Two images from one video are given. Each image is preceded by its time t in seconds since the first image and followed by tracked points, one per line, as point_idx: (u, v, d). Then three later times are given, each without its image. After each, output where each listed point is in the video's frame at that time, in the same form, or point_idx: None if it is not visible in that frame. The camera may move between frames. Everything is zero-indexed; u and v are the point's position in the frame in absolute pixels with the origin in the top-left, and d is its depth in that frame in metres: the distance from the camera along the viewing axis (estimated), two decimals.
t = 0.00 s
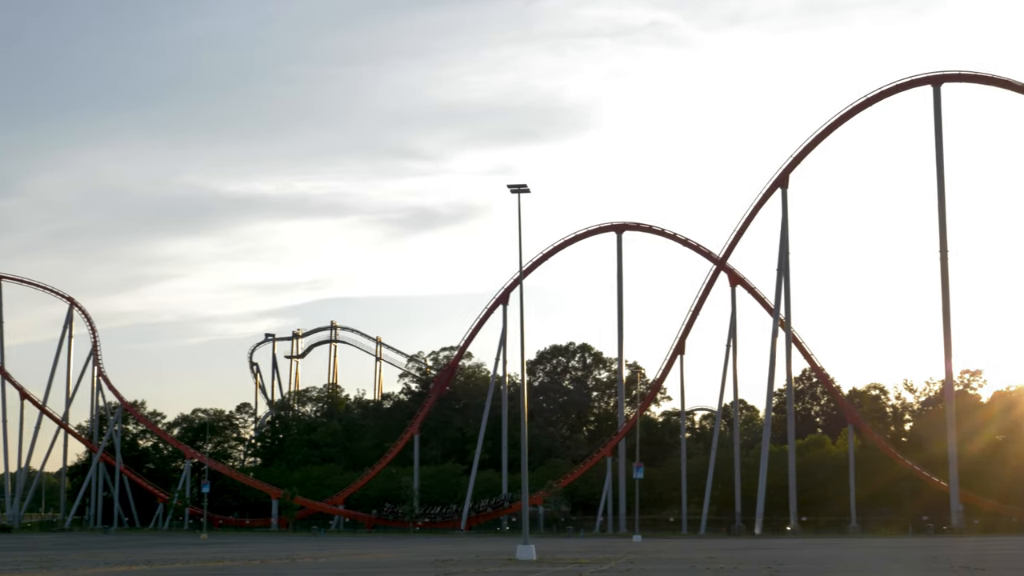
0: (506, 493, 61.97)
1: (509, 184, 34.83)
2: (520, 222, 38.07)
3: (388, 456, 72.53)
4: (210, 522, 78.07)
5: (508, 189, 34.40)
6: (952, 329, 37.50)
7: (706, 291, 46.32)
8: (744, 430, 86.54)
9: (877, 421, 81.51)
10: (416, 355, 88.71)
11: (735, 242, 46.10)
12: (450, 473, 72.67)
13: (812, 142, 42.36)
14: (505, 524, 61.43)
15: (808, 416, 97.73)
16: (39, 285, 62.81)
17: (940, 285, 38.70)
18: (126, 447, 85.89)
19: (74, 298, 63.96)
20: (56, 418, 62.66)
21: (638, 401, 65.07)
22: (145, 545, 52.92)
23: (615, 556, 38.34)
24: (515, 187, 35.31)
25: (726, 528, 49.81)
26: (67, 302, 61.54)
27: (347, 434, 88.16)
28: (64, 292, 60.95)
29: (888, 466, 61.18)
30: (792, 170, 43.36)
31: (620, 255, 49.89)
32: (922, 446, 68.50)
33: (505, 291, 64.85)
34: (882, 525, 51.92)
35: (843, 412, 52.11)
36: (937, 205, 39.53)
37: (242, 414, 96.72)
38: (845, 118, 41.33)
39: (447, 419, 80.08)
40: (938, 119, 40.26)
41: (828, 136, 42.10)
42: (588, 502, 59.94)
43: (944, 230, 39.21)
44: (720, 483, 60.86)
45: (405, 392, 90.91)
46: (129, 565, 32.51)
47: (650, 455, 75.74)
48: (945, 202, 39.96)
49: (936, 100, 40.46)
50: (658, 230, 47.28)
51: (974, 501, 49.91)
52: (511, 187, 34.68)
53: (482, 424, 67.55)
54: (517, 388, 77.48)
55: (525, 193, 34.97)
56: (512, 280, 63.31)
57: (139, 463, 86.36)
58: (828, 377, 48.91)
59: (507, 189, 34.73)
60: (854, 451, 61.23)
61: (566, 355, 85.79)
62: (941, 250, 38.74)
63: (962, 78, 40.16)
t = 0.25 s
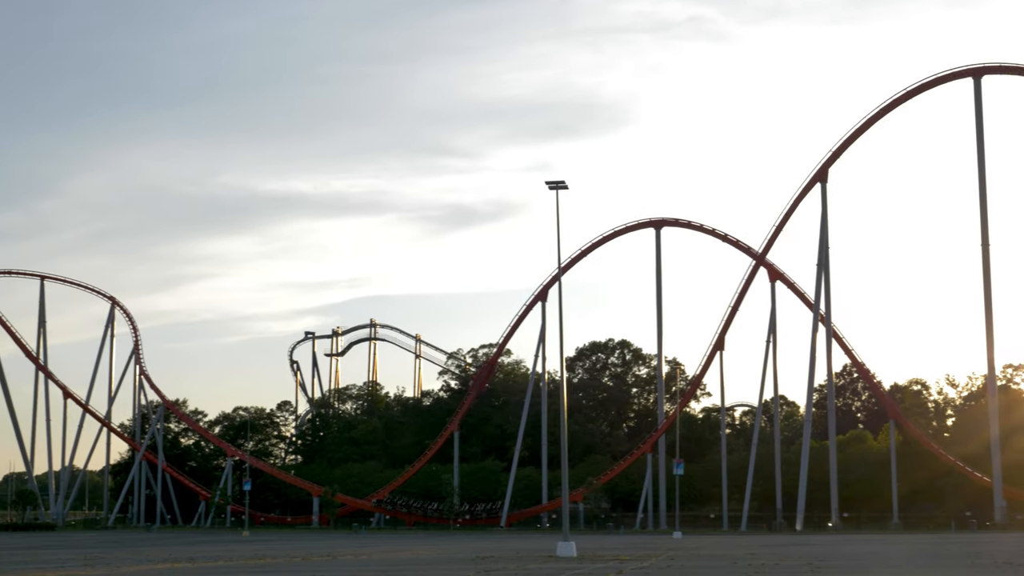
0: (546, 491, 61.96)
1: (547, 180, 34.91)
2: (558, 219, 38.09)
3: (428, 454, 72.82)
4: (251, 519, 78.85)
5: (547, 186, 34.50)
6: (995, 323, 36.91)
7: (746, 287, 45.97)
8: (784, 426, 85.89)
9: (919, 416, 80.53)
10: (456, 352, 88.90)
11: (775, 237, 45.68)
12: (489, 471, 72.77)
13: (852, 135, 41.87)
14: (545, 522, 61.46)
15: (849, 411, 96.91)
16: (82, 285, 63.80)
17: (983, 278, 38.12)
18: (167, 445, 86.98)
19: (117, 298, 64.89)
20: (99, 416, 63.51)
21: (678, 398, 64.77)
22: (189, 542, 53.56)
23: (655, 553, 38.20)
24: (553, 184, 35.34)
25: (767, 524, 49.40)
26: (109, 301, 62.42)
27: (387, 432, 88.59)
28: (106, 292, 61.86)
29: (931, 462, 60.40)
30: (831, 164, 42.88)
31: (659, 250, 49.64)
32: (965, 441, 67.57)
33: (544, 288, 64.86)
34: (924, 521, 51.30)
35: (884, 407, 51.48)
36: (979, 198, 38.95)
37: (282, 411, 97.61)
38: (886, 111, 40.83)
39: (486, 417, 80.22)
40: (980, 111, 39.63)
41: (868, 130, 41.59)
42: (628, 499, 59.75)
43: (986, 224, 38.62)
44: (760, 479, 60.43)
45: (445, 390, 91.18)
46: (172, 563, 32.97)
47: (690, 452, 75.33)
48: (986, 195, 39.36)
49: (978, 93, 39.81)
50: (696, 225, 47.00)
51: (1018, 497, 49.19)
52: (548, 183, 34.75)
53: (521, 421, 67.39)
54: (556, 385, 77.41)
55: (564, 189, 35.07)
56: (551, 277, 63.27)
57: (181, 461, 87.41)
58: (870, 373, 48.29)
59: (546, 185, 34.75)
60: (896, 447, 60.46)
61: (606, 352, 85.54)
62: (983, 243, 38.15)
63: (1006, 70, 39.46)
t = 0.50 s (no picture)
0: (589, 488, 61.89)
1: (589, 178, 34.85)
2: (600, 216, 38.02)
3: (470, 451, 73.02)
4: (295, 517, 79.58)
5: (588, 183, 34.44)
6: None
7: (788, 283, 45.59)
8: (827, 421, 85.14)
9: (965, 412, 79.41)
10: (497, 349, 89.02)
11: (818, 232, 45.25)
12: (531, 468, 72.76)
13: (896, 129, 41.35)
14: (588, 518, 61.42)
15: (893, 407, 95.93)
16: (127, 285, 64.79)
17: None
18: (211, 443, 88.06)
19: (161, 297, 65.82)
20: (144, 414, 64.49)
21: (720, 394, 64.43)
22: (234, 539, 54.15)
23: (699, 550, 38.02)
24: (594, 181, 35.30)
25: (811, 521, 48.94)
26: (153, 300, 63.32)
27: (430, 429, 88.96)
28: (150, 292, 62.75)
29: (977, 458, 59.55)
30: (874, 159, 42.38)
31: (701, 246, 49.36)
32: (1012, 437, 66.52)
33: (586, 285, 64.75)
34: (970, 517, 50.60)
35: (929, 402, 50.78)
36: None
37: (326, 409, 98.42)
38: (930, 103, 40.26)
39: (528, 414, 80.30)
40: None
41: (912, 123, 41.05)
42: (671, 496, 59.51)
43: None
44: (804, 476, 59.92)
45: (487, 387, 91.37)
46: (218, 560, 33.39)
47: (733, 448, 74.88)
48: None
49: None
50: (738, 221, 46.66)
51: None
52: (590, 180, 34.69)
53: (564, 418, 67.23)
54: (598, 381, 77.32)
55: (605, 186, 35.00)
56: (593, 273, 63.12)
57: (225, 459, 88.41)
58: (915, 368, 47.66)
59: (588, 183, 34.67)
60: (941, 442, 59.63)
61: (648, 348, 85.27)
62: None
63: None
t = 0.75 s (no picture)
0: (626, 485, 61.82)
1: (626, 174, 34.74)
2: (636, 213, 37.89)
3: (507, 448, 73.15)
4: (333, 514, 80.16)
5: (625, 180, 34.32)
6: None
7: (826, 278, 45.17)
8: (866, 418, 84.33)
9: (1006, 407, 78.32)
10: (534, 346, 88.90)
11: (856, 227, 44.79)
12: (569, 464, 72.65)
13: (935, 122, 40.81)
14: (626, 515, 61.37)
15: (933, 403, 94.87)
16: (165, 284, 65.61)
17: None
18: (250, 440, 88.88)
19: (198, 295, 66.58)
20: (182, 411, 65.30)
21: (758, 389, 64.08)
22: (272, 536, 54.67)
23: (738, 547, 37.85)
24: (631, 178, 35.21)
25: (850, 517, 48.48)
26: (191, 298, 64.13)
27: (467, 426, 89.14)
28: (187, 290, 63.49)
29: (1020, 454, 58.69)
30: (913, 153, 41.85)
31: (738, 242, 49.03)
32: None
33: (622, 281, 64.60)
34: (1013, 514, 49.90)
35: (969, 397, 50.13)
36: None
37: (363, 407, 99.04)
38: (970, 96, 39.70)
39: (565, 411, 80.18)
40: None
41: (952, 116, 40.49)
42: (710, 492, 59.23)
43: None
44: (842, 472, 59.47)
45: (524, 383, 91.44)
46: (257, 557, 33.73)
47: (772, 445, 74.41)
48: None
49: None
50: (776, 216, 46.31)
51: None
52: (627, 177, 34.55)
53: (600, 415, 67.10)
54: (635, 377, 77.07)
55: (642, 182, 34.82)
56: (629, 270, 62.93)
57: (264, 456, 89.22)
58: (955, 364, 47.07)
59: (623, 179, 34.57)
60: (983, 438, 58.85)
61: (684, 344, 84.73)
62: None
63: None
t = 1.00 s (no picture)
0: (663, 481, 61.64)
1: (661, 170, 34.75)
2: (672, 210, 37.89)
3: (543, 445, 73.22)
4: (370, 511, 80.66)
5: (661, 176, 34.33)
6: None
7: (864, 273, 44.78)
8: (906, 414, 83.47)
9: None
10: (571, 343, 88.95)
11: (894, 221, 44.35)
12: (607, 461, 72.50)
13: (974, 115, 40.28)
14: (663, 512, 61.21)
15: (974, 398, 93.71)
16: (202, 282, 66.35)
17: None
18: (288, 438, 89.74)
19: (235, 293, 67.25)
20: (221, 409, 66.02)
21: (796, 385, 63.64)
22: (311, 533, 55.08)
23: (776, 544, 37.64)
24: (667, 173, 35.09)
25: (890, 515, 47.94)
26: (230, 296, 64.79)
27: (504, 423, 89.32)
28: (224, 288, 64.17)
29: None
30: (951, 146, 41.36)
31: (775, 238, 48.74)
32: None
33: (658, 277, 64.45)
34: None
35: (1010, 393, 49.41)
36: None
37: (400, 403, 99.62)
38: (1010, 87, 39.16)
39: (602, 407, 80.12)
40: None
41: (991, 109, 39.95)
42: (747, 489, 58.88)
43: None
44: (882, 468, 58.97)
45: (560, 380, 91.45)
46: (296, 554, 34.11)
47: (809, 441, 73.86)
48: None
49: None
50: (813, 211, 45.99)
51: None
52: (663, 173, 34.57)
53: (637, 412, 66.92)
54: (672, 374, 76.88)
55: (678, 178, 34.84)
56: (665, 265, 62.77)
57: (302, 453, 89.93)
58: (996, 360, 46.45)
59: (659, 175, 34.48)
60: None
61: (722, 341, 84.45)
62: None
63: None
